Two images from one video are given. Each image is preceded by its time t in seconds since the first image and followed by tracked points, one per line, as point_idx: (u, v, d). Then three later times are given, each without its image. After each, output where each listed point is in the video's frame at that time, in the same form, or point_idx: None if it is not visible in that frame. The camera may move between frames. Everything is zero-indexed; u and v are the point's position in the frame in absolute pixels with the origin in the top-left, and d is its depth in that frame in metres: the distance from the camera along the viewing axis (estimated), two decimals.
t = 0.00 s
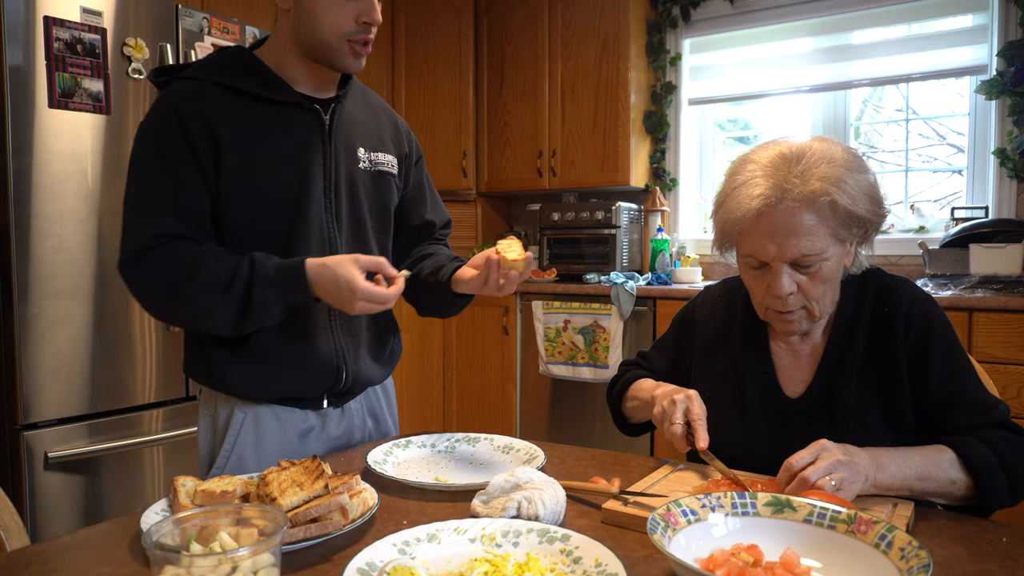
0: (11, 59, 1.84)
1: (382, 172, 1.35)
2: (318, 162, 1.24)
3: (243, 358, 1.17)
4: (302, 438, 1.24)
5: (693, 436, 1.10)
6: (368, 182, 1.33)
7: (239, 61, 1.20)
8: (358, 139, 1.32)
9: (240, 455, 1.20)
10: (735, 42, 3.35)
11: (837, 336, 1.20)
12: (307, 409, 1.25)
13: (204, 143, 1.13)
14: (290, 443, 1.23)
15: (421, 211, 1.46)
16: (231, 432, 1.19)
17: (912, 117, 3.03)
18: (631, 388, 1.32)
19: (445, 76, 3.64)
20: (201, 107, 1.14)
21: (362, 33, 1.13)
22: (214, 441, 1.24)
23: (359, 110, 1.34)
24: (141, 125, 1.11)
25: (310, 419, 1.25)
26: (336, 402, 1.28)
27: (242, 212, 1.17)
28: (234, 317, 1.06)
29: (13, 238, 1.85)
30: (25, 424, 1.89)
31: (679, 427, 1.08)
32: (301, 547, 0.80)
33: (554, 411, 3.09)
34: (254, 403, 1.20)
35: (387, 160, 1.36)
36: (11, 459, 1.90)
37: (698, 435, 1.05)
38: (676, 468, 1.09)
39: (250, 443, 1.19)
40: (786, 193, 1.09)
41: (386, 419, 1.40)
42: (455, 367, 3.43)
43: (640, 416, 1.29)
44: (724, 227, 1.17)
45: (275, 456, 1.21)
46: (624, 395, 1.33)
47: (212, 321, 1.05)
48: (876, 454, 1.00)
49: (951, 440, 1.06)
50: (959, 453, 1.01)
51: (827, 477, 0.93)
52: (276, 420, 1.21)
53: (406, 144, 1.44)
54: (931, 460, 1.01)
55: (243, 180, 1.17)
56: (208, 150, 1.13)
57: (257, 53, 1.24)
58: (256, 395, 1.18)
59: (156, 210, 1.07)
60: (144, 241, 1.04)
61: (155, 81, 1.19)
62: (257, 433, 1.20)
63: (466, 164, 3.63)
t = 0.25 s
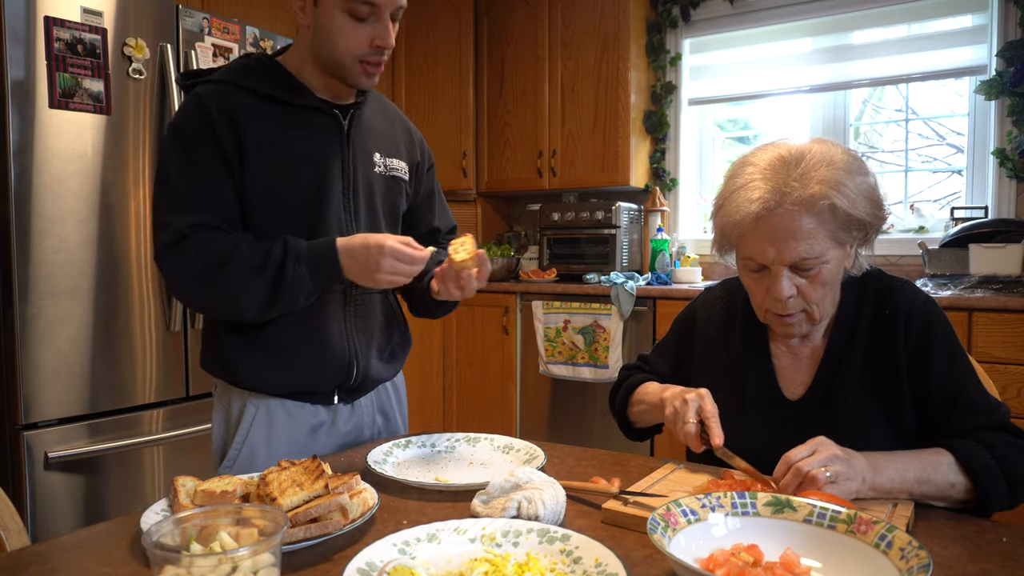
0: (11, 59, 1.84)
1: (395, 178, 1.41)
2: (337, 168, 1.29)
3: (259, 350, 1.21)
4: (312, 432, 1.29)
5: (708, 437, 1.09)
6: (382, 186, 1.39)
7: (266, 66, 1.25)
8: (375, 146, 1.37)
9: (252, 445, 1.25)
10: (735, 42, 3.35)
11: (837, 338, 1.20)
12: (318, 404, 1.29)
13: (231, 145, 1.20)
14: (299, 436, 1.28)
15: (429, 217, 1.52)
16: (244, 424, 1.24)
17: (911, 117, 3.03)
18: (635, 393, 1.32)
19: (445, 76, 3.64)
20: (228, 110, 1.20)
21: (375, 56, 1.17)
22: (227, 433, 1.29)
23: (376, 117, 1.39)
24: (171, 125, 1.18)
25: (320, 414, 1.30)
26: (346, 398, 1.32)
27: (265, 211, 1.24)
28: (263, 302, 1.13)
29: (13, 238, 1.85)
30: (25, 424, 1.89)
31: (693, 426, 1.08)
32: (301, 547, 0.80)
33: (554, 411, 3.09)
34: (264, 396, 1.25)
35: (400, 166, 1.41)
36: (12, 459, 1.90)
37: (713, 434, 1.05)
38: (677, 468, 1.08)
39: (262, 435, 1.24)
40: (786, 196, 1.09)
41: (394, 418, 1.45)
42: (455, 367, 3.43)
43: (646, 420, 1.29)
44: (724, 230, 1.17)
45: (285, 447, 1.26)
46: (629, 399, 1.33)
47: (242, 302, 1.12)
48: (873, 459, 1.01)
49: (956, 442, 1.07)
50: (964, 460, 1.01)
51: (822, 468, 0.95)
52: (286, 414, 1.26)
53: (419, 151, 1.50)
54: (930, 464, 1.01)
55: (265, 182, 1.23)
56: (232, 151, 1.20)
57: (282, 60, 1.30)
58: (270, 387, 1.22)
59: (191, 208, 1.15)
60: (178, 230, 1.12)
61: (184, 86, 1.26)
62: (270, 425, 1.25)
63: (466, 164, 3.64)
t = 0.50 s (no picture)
0: (11, 59, 1.83)
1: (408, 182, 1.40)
2: (350, 170, 1.30)
3: (270, 347, 1.22)
4: (321, 430, 1.30)
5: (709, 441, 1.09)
6: (395, 189, 1.38)
7: (286, 71, 1.27)
8: (389, 150, 1.37)
9: (261, 443, 1.26)
10: (735, 42, 3.35)
11: (838, 339, 1.20)
12: (327, 401, 1.29)
13: (248, 145, 1.21)
14: (308, 434, 1.28)
15: (443, 221, 1.51)
16: (254, 421, 1.24)
17: (912, 117, 3.03)
18: (634, 392, 1.32)
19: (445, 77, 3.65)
20: (246, 110, 1.21)
21: (382, 76, 1.20)
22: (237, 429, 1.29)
23: (392, 122, 1.40)
24: (191, 124, 1.19)
25: (329, 412, 1.30)
26: (356, 396, 1.31)
27: (278, 211, 1.24)
28: (275, 291, 1.14)
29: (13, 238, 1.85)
30: (25, 424, 1.89)
31: (695, 431, 1.07)
32: (301, 547, 0.80)
33: (554, 411, 3.09)
34: (275, 393, 1.25)
35: (413, 170, 1.41)
36: (12, 458, 1.90)
37: (714, 438, 1.04)
38: (676, 468, 1.08)
39: (271, 432, 1.25)
40: (786, 198, 1.09)
41: (404, 417, 1.44)
42: (455, 367, 3.43)
43: (644, 419, 1.29)
44: (724, 232, 1.17)
45: (293, 444, 1.26)
46: (628, 399, 1.33)
47: (254, 294, 1.12)
48: (869, 461, 1.01)
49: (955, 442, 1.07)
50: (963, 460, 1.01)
51: (815, 473, 0.94)
52: (296, 411, 1.27)
53: (433, 157, 1.50)
54: (925, 465, 1.01)
55: (281, 183, 1.23)
56: (248, 151, 1.21)
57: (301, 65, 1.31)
58: (280, 384, 1.22)
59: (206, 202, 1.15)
60: (195, 225, 1.13)
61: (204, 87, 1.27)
62: (278, 422, 1.25)
63: (467, 164, 3.64)
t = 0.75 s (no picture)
0: (11, 59, 1.84)
1: (416, 183, 1.40)
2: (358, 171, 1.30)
3: (277, 344, 1.23)
4: (326, 429, 1.30)
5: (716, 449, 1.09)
6: (403, 190, 1.38)
7: (297, 71, 1.27)
8: (397, 150, 1.37)
9: (266, 441, 1.26)
10: (735, 42, 3.35)
11: (841, 339, 1.20)
12: (333, 401, 1.29)
13: (258, 144, 1.21)
14: (313, 433, 1.28)
15: (450, 222, 1.50)
16: (259, 420, 1.25)
17: (912, 117, 3.03)
18: (635, 396, 1.31)
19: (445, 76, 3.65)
20: (257, 109, 1.21)
21: (387, 82, 1.20)
22: (243, 428, 1.29)
23: (401, 122, 1.40)
24: (202, 122, 1.19)
25: (334, 411, 1.30)
26: (361, 396, 1.32)
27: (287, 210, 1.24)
28: (279, 281, 1.13)
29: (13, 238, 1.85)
30: (25, 424, 1.89)
31: (704, 438, 1.07)
32: (301, 547, 0.80)
33: (554, 411, 3.09)
34: (281, 391, 1.26)
35: (421, 171, 1.41)
36: (12, 458, 1.90)
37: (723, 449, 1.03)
38: (676, 469, 1.09)
39: (276, 430, 1.25)
40: (788, 198, 1.09)
41: (408, 418, 1.44)
42: (455, 367, 3.43)
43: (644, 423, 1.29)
44: (726, 230, 1.17)
45: (298, 443, 1.26)
46: (628, 401, 1.33)
47: (260, 281, 1.12)
48: (869, 462, 1.01)
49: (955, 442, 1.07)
50: (964, 460, 1.01)
51: (814, 471, 0.94)
52: (301, 410, 1.27)
53: (442, 158, 1.50)
54: (925, 466, 1.00)
55: (290, 183, 1.24)
56: (257, 150, 1.21)
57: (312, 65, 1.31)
58: (285, 381, 1.22)
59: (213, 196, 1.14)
60: (199, 218, 1.12)
61: (216, 85, 1.27)
62: (284, 420, 1.25)
63: (467, 164, 3.64)
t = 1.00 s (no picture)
0: (11, 59, 1.83)
1: (418, 183, 1.40)
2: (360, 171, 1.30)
3: (280, 344, 1.23)
4: (328, 428, 1.30)
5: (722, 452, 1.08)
6: (406, 190, 1.38)
7: (300, 72, 1.27)
8: (400, 150, 1.37)
9: (269, 440, 1.26)
10: (735, 42, 3.35)
11: (844, 339, 1.19)
12: (336, 400, 1.29)
13: (261, 144, 1.21)
14: (316, 433, 1.28)
15: (453, 222, 1.50)
16: (262, 420, 1.25)
17: (912, 117, 3.03)
18: (640, 395, 1.32)
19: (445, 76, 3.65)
20: (260, 110, 1.21)
21: (388, 84, 1.20)
22: (246, 427, 1.30)
23: (404, 123, 1.40)
24: (206, 122, 1.19)
25: (337, 411, 1.30)
26: (364, 396, 1.32)
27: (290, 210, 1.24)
28: (280, 278, 1.13)
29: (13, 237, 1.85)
30: (25, 423, 1.89)
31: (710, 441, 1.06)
32: (301, 547, 0.80)
33: (554, 411, 3.09)
34: (284, 391, 1.26)
35: (423, 171, 1.41)
36: (12, 458, 1.90)
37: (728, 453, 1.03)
38: (676, 468, 1.09)
39: (279, 430, 1.25)
40: (790, 195, 1.09)
41: (410, 417, 1.44)
42: (455, 367, 3.43)
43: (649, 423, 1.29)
44: (729, 226, 1.17)
45: (301, 443, 1.26)
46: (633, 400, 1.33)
47: (260, 280, 1.12)
48: (868, 463, 1.01)
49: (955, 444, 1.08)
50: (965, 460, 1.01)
51: (814, 472, 0.94)
52: (304, 410, 1.27)
53: (446, 158, 1.49)
54: (924, 467, 1.01)
55: (293, 184, 1.24)
56: (260, 150, 1.21)
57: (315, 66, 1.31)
58: (288, 381, 1.22)
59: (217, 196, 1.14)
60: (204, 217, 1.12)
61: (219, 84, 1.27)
62: (286, 420, 1.25)
63: (467, 164, 3.64)
